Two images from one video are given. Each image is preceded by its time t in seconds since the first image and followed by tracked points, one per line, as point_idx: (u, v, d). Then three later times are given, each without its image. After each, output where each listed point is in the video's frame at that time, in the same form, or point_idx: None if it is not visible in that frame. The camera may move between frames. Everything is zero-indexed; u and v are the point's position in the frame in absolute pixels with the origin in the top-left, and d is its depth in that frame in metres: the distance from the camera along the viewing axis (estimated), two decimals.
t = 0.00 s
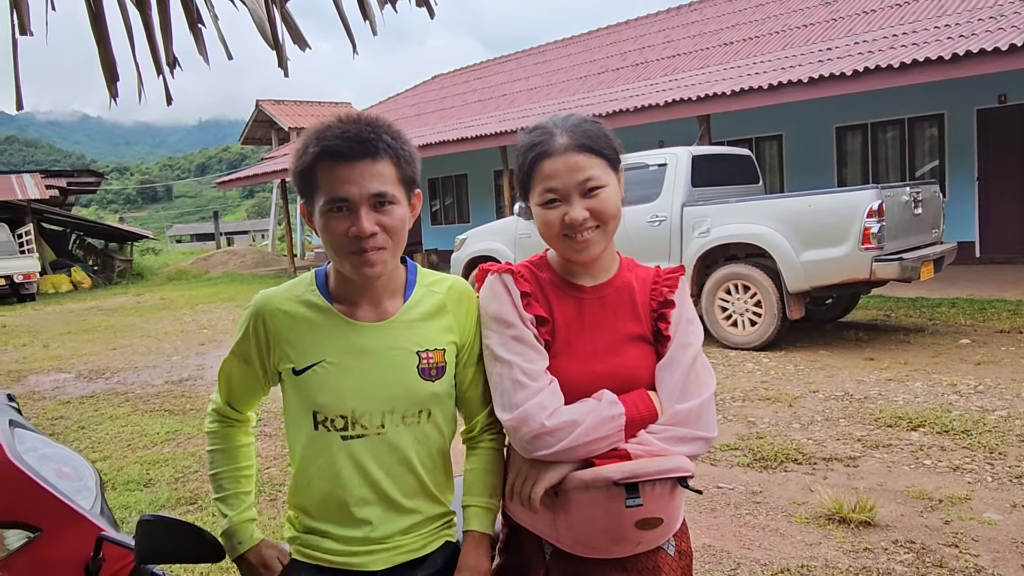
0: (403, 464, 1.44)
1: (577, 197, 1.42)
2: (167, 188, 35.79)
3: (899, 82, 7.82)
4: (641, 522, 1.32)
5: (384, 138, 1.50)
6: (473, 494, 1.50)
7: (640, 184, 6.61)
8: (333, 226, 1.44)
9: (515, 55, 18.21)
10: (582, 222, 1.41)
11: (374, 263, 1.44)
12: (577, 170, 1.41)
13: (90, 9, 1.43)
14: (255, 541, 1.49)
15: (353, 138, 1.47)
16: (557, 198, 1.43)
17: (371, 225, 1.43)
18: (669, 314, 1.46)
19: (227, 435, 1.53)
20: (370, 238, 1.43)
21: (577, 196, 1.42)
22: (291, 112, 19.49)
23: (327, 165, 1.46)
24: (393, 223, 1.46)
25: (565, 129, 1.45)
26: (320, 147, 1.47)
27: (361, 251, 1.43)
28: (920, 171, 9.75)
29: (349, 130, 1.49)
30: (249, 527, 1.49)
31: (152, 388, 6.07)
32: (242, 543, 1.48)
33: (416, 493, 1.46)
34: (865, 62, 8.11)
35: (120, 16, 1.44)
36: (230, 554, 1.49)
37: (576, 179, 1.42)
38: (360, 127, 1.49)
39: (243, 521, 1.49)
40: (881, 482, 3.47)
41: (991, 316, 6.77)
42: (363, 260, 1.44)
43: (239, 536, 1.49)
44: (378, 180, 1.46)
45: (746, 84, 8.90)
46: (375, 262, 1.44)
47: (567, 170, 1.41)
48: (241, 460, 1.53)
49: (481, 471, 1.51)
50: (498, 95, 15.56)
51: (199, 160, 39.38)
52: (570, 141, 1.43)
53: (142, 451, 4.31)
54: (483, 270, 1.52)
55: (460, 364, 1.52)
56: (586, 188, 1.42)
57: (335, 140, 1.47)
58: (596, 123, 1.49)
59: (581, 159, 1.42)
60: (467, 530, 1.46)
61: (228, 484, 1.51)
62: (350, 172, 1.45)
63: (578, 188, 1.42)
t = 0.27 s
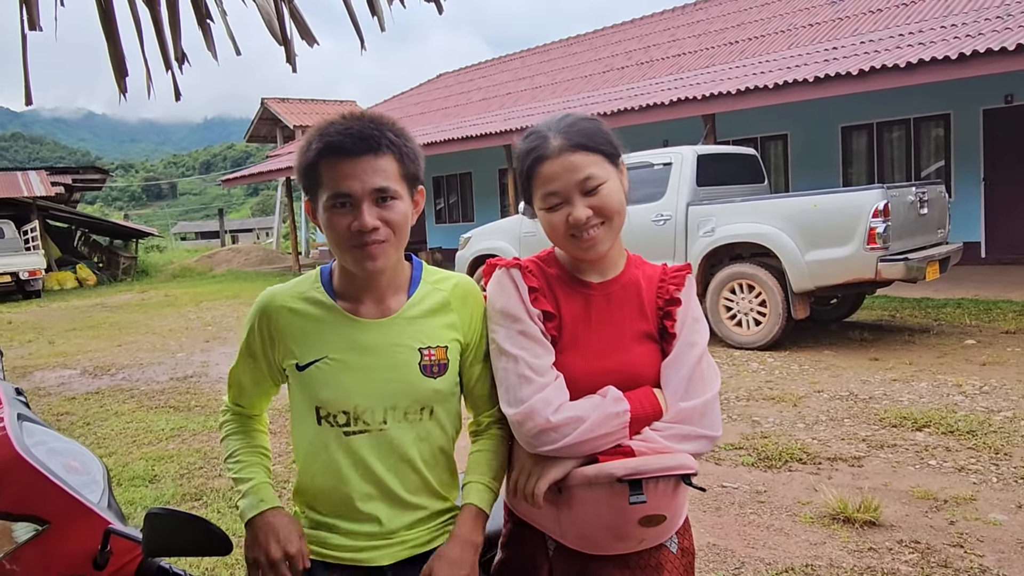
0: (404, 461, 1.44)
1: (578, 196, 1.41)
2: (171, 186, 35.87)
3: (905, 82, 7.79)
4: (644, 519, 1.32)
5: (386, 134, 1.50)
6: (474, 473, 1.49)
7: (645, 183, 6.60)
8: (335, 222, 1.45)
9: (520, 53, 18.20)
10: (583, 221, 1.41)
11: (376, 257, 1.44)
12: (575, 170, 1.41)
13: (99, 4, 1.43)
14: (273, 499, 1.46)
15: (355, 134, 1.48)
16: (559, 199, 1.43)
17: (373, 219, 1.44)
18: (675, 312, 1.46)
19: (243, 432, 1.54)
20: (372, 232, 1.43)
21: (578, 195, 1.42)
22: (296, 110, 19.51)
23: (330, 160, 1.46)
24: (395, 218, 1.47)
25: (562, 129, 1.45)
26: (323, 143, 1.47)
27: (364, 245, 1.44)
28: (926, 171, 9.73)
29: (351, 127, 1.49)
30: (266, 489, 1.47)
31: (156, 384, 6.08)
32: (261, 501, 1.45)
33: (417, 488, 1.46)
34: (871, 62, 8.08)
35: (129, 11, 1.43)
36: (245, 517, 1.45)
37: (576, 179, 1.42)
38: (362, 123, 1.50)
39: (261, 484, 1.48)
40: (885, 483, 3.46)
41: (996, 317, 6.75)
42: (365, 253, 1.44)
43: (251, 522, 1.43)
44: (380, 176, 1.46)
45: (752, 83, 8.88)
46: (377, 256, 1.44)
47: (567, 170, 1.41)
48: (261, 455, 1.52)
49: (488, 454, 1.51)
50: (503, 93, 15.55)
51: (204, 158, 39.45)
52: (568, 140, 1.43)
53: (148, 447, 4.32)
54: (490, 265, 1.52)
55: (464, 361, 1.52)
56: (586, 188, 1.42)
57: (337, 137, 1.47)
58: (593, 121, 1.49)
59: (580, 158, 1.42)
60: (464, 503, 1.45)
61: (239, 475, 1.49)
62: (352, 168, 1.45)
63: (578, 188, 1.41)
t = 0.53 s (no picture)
0: (414, 458, 1.45)
1: (578, 203, 1.41)
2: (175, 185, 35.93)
3: (910, 81, 7.77)
4: (650, 518, 1.32)
5: (387, 131, 1.50)
6: (473, 449, 1.49)
7: (649, 183, 6.60)
8: (338, 220, 1.45)
9: (524, 53, 18.19)
10: (585, 227, 1.40)
11: (379, 254, 1.45)
12: (572, 177, 1.41)
13: (107, 5, 1.43)
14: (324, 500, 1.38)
15: (357, 131, 1.48)
16: (559, 206, 1.42)
17: (375, 216, 1.44)
18: (682, 312, 1.46)
19: (259, 446, 1.49)
20: (375, 228, 1.44)
21: (578, 202, 1.41)
22: (300, 109, 19.52)
23: (332, 158, 1.46)
24: (397, 214, 1.47)
25: (558, 134, 1.45)
26: (325, 141, 1.48)
27: (366, 242, 1.44)
28: (930, 171, 9.71)
29: (353, 124, 1.49)
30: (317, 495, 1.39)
31: (160, 383, 6.10)
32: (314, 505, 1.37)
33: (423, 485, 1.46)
34: (876, 61, 8.07)
35: (136, 12, 1.44)
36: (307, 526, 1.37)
37: (574, 186, 1.41)
38: (363, 121, 1.50)
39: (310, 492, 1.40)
40: (890, 483, 3.45)
41: (1001, 317, 6.73)
42: (368, 251, 1.44)
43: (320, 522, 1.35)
44: (381, 173, 1.46)
45: (756, 82, 8.87)
46: (380, 253, 1.45)
47: (564, 178, 1.41)
48: (289, 467, 1.46)
49: (492, 437, 1.52)
50: (506, 93, 15.55)
51: (208, 157, 39.51)
52: (565, 146, 1.42)
53: (152, 446, 4.33)
54: (496, 264, 1.52)
55: (469, 358, 1.53)
56: (585, 193, 1.41)
57: (339, 134, 1.47)
58: (590, 122, 1.48)
59: (577, 164, 1.41)
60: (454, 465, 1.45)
61: (274, 486, 1.43)
62: (354, 165, 1.45)
63: (577, 194, 1.41)
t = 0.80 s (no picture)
0: (419, 455, 1.45)
1: (573, 208, 1.41)
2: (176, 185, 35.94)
3: (912, 81, 7.77)
4: (655, 519, 1.32)
5: (388, 130, 1.50)
6: (478, 439, 1.51)
7: (651, 183, 6.60)
8: (340, 218, 1.45)
9: (525, 53, 18.19)
10: (580, 233, 1.40)
11: (380, 252, 1.45)
12: (569, 182, 1.40)
13: (111, 5, 1.43)
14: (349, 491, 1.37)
15: (358, 131, 1.48)
16: (555, 211, 1.42)
17: (376, 214, 1.44)
18: (685, 311, 1.46)
19: (266, 450, 1.45)
20: (376, 227, 1.44)
21: (573, 207, 1.41)
22: (301, 109, 19.52)
23: (332, 158, 1.46)
24: (399, 213, 1.47)
25: (555, 140, 1.44)
26: (326, 142, 1.48)
27: (368, 241, 1.44)
28: (931, 171, 9.70)
29: (353, 124, 1.49)
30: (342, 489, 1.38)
31: (162, 383, 6.10)
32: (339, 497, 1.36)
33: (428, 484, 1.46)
34: (878, 61, 8.06)
35: (139, 11, 1.44)
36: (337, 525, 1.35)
37: (570, 191, 1.41)
38: (364, 121, 1.50)
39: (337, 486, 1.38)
40: (892, 483, 3.45)
41: (1002, 317, 6.73)
42: (369, 250, 1.44)
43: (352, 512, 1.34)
44: (382, 171, 1.46)
45: (757, 82, 8.87)
46: (382, 252, 1.45)
47: (561, 182, 1.40)
48: (299, 468, 1.43)
49: (494, 431, 1.53)
50: (507, 93, 15.55)
51: (209, 157, 39.55)
52: (561, 151, 1.42)
53: (153, 446, 4.33)
54: (496, 266, 1.51)
55: (470, 356, 1.53)
56: (580, 199, 1.41)
57: (341, 134, 1.47)
58: (589, 125, 1.47)
59: (572, 169, 1.40)
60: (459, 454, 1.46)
61: (292, 483, 1.40)
62: (355, 164, 1.45)
63: (572, 200, 1.41)
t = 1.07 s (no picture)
0: (415, 456, 1.45)
1: (573, 210, 1.41)
2: (175, 186, 35.96)
3: (910, 82, 7.78)
4: (659, 523, 1.33)
5: (380, 132, 1.51)
6: (471, 452, 1.51)
7: (650, 183, 6.61)
8: (333, 219, 1.45)
9: (524, 53, 18.20)
10: (579, 236, 1.41)
11: (374, 252, 1.46)
12: (571, 183, 1.40)
13: (108, 8, 1.44)
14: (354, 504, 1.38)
15: (351, 132, 1.49)
16: (554, 211, 1.42)
17: (369, 215, 1.44)
18: (683, 312, 1.46)
19: (268, 455, 1.45)
20: (368, 227, 1.44)
21: (573, 210, 1.41)
22: (300, 110, 19.53)
23: (326, 159, 1.47)
24: (391, 213, 1.47)
25: (559, 140, 1.44)
26: (319, 144, 1.48)
27: (361, 241, 1.45)
28: (930, 171, 9.71)
29: (346, 126, 1.50)
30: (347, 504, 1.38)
31: (161, 384, 6.10)
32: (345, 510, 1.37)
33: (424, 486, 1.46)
34: (876, 61, 8.07)
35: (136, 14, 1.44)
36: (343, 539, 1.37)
37: (571, 193, 1.41)
38: (357, 122, 1.51)
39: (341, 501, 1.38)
40: (890, 483, 3.45)
41: (1001, 318, 6.73)
42: (362, 250, 1.45)
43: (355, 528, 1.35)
44: (375, 172, 1.47)
45: (756, 82, 8.88)
46: (375, 252, 1.46)
47: (562, 183, 1.41)
48: (303, 475, 1.43)
49: (490, 440, 1.53)
50: (506, 93, 15.55)
51: (209, 158, 39.55)
52: (564, 151, 1.42)
53: (152, 447, 4.33)
54: (492, 270, 1.51)
55: (466, 357, 1.53)
56: (581, 202, 1.41)
57: (334, 135, 1.48)
58: (591, 126, 1.47)
59: (574, 171, 1.41)
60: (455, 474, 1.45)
61: (297, 491, 1.40)
62: (348, 165, 1.46)
63: (572, 202, 1.41)
